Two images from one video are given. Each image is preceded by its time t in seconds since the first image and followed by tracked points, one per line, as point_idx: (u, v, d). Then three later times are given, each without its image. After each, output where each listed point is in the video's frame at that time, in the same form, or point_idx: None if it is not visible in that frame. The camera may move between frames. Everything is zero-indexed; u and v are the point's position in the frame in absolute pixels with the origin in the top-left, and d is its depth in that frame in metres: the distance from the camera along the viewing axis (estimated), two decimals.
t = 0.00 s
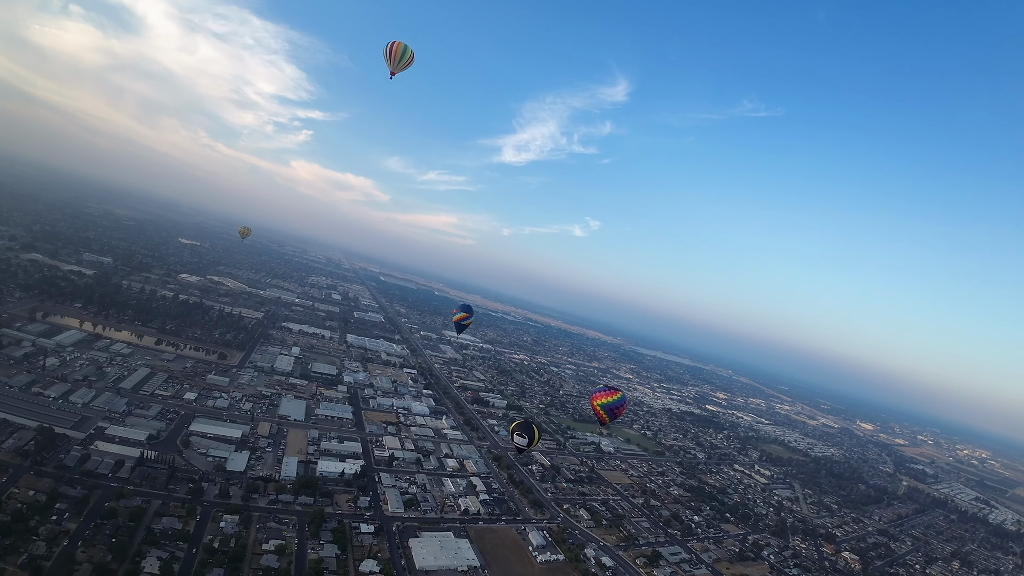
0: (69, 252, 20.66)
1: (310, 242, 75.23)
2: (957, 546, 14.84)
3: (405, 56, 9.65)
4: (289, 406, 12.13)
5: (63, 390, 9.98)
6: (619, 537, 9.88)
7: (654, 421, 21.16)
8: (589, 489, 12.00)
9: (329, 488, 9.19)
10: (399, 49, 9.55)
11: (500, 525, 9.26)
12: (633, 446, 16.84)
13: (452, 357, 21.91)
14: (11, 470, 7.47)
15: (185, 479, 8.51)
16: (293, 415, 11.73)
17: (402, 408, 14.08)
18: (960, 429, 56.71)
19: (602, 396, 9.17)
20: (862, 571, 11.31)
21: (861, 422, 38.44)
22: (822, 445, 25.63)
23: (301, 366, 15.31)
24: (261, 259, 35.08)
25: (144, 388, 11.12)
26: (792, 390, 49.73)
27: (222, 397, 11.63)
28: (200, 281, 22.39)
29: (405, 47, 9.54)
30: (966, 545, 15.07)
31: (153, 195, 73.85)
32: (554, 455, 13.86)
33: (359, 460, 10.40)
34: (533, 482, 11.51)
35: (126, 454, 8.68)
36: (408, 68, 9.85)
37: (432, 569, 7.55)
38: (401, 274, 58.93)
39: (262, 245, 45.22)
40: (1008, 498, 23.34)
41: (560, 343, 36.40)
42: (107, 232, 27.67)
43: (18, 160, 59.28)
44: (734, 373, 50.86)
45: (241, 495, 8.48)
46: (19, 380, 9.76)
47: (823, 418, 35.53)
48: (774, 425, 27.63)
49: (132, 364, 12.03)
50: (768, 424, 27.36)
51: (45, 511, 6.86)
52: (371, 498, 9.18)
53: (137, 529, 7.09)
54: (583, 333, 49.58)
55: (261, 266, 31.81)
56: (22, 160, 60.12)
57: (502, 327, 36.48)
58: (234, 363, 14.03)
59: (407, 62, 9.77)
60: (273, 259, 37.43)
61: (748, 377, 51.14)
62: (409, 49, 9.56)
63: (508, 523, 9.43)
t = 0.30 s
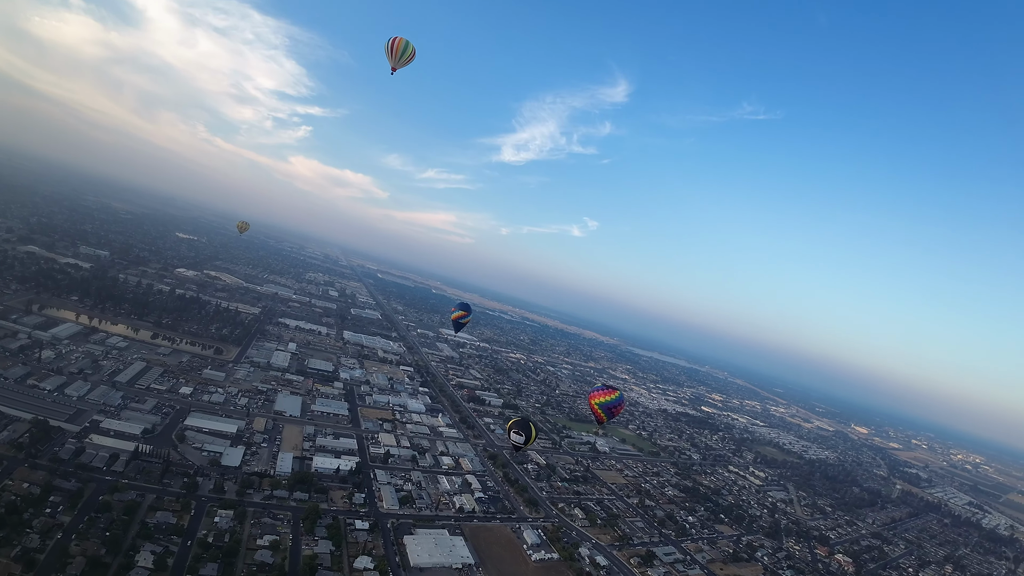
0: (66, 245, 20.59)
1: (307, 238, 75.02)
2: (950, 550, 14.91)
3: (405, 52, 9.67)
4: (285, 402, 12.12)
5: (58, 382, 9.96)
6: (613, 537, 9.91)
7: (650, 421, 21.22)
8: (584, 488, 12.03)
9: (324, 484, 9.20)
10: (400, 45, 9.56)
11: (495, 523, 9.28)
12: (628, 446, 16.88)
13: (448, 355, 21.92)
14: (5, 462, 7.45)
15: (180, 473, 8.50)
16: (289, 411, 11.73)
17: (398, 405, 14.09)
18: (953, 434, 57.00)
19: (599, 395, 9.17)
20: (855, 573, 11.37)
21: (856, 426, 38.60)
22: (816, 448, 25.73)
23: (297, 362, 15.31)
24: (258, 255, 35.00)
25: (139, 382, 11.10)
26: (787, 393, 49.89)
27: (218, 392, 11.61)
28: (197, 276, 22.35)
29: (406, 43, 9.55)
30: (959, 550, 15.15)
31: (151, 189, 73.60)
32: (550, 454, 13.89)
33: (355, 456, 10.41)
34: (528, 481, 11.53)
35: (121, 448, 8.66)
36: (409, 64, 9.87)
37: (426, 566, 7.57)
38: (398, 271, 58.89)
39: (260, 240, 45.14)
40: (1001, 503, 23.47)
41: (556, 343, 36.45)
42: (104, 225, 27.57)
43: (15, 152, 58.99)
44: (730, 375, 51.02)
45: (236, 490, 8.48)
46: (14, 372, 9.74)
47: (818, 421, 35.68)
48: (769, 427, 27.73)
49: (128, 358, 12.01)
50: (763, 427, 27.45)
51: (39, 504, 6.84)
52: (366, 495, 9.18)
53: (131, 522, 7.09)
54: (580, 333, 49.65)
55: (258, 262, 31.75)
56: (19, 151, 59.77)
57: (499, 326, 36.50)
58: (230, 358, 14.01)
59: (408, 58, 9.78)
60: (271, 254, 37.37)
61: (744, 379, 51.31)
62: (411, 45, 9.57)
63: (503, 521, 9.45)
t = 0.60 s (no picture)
0: (62, 238, 20.50)
1: (305, 235, 74.83)
2: (943, 553, 14.99)
3: (406, 48, 9.64)
4: (281, 398, 12.12)
5: (53, 376, 9.94)
6: (608, 536, 9.94)
7: (645, 421, 21.27)
8: (579, 488, 12.06)
9: (319, 480, 9.20)
10: (401, 40, 9.54)
11: (490, 521, 9.30)
12: (624, 446, 16.92)
13: (445, 354, 21.93)
14: None
15: (175, 468, 8.50)
16: (285, 407, 11.73)
17: (394, 403, 14.09)
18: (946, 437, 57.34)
19: (598, 393, 9.15)
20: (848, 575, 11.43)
21: (851, 428, 38.78)
22: (811, 449, 25.84)
23: (293, 358, 15.29)
24: (255, 251, 34.91)
25: (135, 376, 11.08)
26: (783, 395, 50.04)
27: (213, 388, 11.60)
28: (194, 271, 22.29)
29: (407, 39, 9.53)
30: (952, 553, 15.23)
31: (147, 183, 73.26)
32: (545, 453, 13.91)
33: (350, 453, 10.41)
34: (523, 480, 11.56)
35: (116, 443, 8.65)
36: (409, 60, 9.85)
37: (421, 564, 7.58)
38: (396, 269, 58.81)
39: (257, 236, 45.05)
40: (994, 507, 23.61)
41: (553, 342, 36.49)
42: (101, 219, 27.46)
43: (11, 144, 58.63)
44: (726, 377, 51.16)
45: (231, 485, 8.48)
46: (9, 365, 9.71)
47: (813, 423, 35.81)
48: (764, 429, 27.83)
49: (124, 352, 11.98)
50: (758, 428, 27.54)
51: (33, 497, 6.84)
52: (361, 492, 9.19)
53: (125, 517, 7.09)
54: (577, 333, 49.72)
55: (255, 258, 31.67)
56: (16, 144, 59.46)
57: (495, 324, 36.51)
58: (225, 354, 13.98)
59: (409, 54, 9.76)
60: (268, 251, 37.28)
61: (740, 381, 51.49)
62: (412, 41, 9.55)
63: (498, 519, 9.47)
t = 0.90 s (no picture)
0: (55, 233, 20.35)
1: (300, 231, 74.55)
2: (935, 552, 15.12)
3: (404, 43, 9.61)
4: (275, 395, 12.09)
5: (47, 371, 9.89)
6: (602, 533, 9.98)
7: (639, 420, 21.36)
8: (573, 485, 12.11)
9: (313, 477, 9.19)
10: (399, 35, 9.51)
11: (484, 518, 9.32)
12: (618, 444, 16.99)
13: (439, 351, 21.94)
14: None
15: (168, 465, 8.48)
16: (279, 404, 11.71)
17: (389, 400, 14.09)
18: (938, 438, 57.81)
19: (594, 391, 9.15)
20: (840, 573, 11.51)
21: (844, 428, 39.07)
22: (804, 449, 26.02)
23: (288, 355, 15.25)
24: (249, 247, 34.76)
25: (128, 372, 11.03)
26: (776, 395, 50.36)
27: (207, 384, 11.56)
28: (188, 267, 22.18)
29: (405, 34, 9.50)
30: (943, 552, 15.37)
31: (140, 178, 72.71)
32: (540, 451, 13.95)
33: (344, 450, 10.41)
34: (518, 477, 11.58)
35: (109, 439, 8.62)
36: (407, 55, 9.81)
37: (415, 561, 7.61)
38: (391, 267, 58.70)
39: (251, 232, 44.84)
40: (984, 507, 23.83)
41: (547, 341, 36.54)
42: (94, 214, 27.26)
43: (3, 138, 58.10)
44: (720, 376, 51.41)
45: (224, 482, 8.47)
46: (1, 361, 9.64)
47: (806, 423, 36.05)
48: (757, 428, 28.00)
49: (117, 348, 11.92)
50: (751, 427, 27.69)
51: (26, 493, 6.80)
52: (356, 489, 9.20)
53: (118, 513, 7.07)
54: (572, 332, 49.83)
55: (250, 254, 31.56)
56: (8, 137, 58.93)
57: (490, 323, 36.53)
58: (219, 350, 13.93)
59: (407, 49, 9.73)
60: (262, 247, 37.14)
61: (734, 380, 51.75)
62: (410, 36, 9.52)
63: (492, 517, 9.49)
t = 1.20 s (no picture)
0: (42, 228, 20.07)
1: (290, 227, 74.05)
2: (921, 547, 15.34)
3: (397, 36, 9.55)
4: (264, 391, 12.02)
5: (33, 367, 9.77)
6: (593, 529, 10.05)
7: (629, 416, 21.50)
8: (564, 481, 12.17)
9: (304, 474, 9.17)
10: (392, 29, 9.45)
11: (476, 514, 9.35)
12: (608, 440, 17.09)
13: (430, 348, 21.93)
14: None
15: (157, 462, 8.43)
16: (268, 400, 11.65)
17: (380, 397, 14.07)
18: (924, 435, 58.66)
19: (587, 386, 9.16)
20: (828, 568, 11.65)
21: (831, 425, 39.54)
22: (792, 445, 26.32)
23: (277, 352, 15.17)
24: (238, 243, 34.48)
25: (116, 368, 10.93)
26: (765, 392, 50.85)
27: (196, 381, 11.47)
28: (176, 262, 21.98)
29: (398, 28, 9.45)
30: (930, 547, 15.59)
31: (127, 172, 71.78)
32: (531, 447, 14.00)
33: (335, 447, 10.39)
34: (509, 473, 11.62)
35: (98, 435, 8.55)
36: (400, 49, 9.76)
37: (406, 557, 7.61)
38: (382, 263, 58.46)
39: (241, 228, 44.48)
40: (970, 503, 24.22)
41: (538, 338, 36.63)
42: (81, 208, 26.91)
43: None
44: (710, 374, 51.83)
45: (214, 479, 8.43)
46: None
47: (794, 420, 36.45)
48: (746, 424, 28.26)
49: (105, 344, 11.80)
50: (740, 423, 27.96)
51: (13, 490, 6.73)
52: (347, 486, 9.18)
53: (107, 510, 7.02)
54: (563, 329, 49.98)
55: (239, 250, 31.31)
56: None
57: (482, 319, 36.54)
58: (208, 346, 13.83)
59: (400, 43, 9.67)
60: (252, 243, 36.87)
61: (723, 377, 52.16)
62: (402, 29, 9.47)
63: (483, 513, 9.52)
